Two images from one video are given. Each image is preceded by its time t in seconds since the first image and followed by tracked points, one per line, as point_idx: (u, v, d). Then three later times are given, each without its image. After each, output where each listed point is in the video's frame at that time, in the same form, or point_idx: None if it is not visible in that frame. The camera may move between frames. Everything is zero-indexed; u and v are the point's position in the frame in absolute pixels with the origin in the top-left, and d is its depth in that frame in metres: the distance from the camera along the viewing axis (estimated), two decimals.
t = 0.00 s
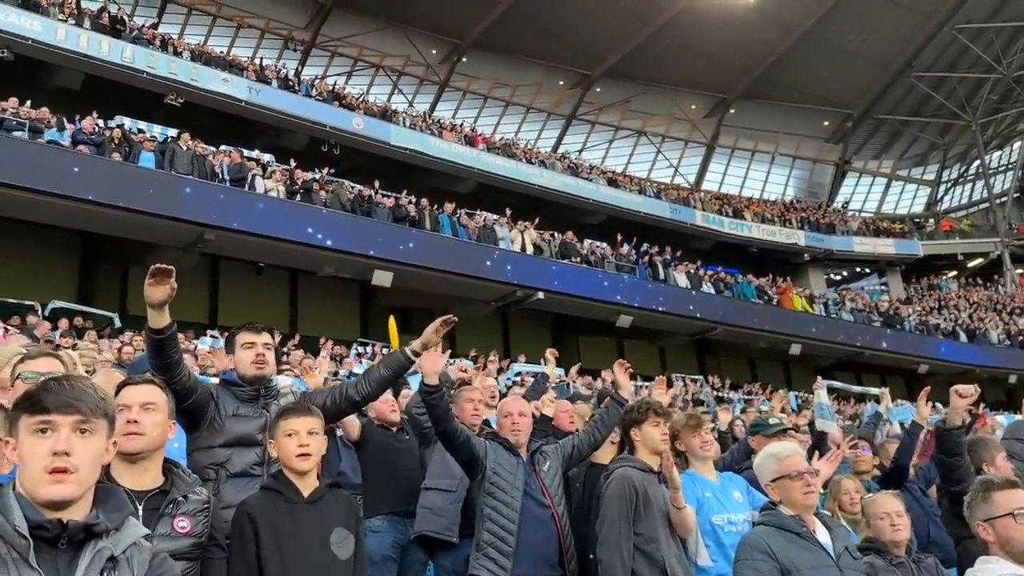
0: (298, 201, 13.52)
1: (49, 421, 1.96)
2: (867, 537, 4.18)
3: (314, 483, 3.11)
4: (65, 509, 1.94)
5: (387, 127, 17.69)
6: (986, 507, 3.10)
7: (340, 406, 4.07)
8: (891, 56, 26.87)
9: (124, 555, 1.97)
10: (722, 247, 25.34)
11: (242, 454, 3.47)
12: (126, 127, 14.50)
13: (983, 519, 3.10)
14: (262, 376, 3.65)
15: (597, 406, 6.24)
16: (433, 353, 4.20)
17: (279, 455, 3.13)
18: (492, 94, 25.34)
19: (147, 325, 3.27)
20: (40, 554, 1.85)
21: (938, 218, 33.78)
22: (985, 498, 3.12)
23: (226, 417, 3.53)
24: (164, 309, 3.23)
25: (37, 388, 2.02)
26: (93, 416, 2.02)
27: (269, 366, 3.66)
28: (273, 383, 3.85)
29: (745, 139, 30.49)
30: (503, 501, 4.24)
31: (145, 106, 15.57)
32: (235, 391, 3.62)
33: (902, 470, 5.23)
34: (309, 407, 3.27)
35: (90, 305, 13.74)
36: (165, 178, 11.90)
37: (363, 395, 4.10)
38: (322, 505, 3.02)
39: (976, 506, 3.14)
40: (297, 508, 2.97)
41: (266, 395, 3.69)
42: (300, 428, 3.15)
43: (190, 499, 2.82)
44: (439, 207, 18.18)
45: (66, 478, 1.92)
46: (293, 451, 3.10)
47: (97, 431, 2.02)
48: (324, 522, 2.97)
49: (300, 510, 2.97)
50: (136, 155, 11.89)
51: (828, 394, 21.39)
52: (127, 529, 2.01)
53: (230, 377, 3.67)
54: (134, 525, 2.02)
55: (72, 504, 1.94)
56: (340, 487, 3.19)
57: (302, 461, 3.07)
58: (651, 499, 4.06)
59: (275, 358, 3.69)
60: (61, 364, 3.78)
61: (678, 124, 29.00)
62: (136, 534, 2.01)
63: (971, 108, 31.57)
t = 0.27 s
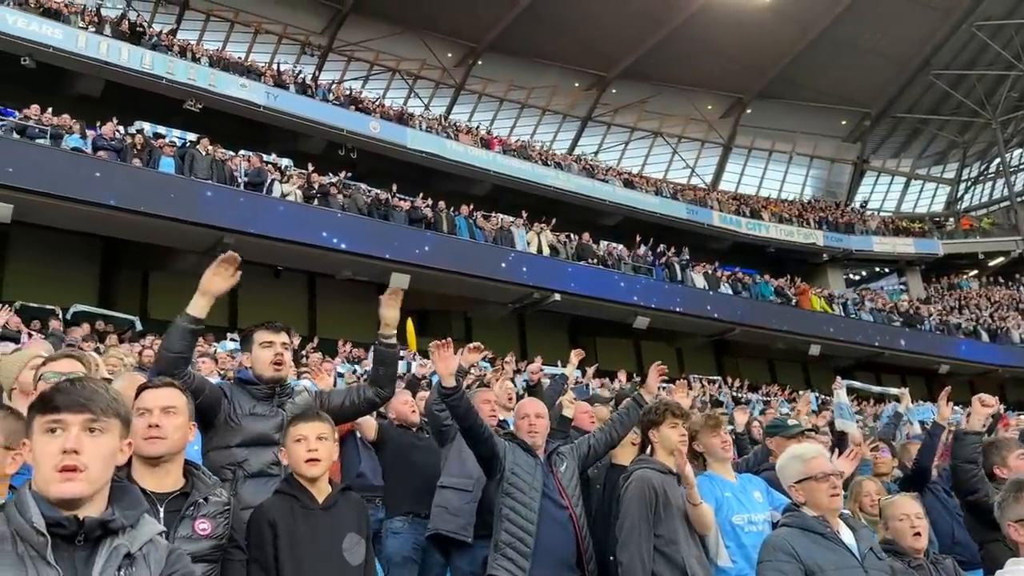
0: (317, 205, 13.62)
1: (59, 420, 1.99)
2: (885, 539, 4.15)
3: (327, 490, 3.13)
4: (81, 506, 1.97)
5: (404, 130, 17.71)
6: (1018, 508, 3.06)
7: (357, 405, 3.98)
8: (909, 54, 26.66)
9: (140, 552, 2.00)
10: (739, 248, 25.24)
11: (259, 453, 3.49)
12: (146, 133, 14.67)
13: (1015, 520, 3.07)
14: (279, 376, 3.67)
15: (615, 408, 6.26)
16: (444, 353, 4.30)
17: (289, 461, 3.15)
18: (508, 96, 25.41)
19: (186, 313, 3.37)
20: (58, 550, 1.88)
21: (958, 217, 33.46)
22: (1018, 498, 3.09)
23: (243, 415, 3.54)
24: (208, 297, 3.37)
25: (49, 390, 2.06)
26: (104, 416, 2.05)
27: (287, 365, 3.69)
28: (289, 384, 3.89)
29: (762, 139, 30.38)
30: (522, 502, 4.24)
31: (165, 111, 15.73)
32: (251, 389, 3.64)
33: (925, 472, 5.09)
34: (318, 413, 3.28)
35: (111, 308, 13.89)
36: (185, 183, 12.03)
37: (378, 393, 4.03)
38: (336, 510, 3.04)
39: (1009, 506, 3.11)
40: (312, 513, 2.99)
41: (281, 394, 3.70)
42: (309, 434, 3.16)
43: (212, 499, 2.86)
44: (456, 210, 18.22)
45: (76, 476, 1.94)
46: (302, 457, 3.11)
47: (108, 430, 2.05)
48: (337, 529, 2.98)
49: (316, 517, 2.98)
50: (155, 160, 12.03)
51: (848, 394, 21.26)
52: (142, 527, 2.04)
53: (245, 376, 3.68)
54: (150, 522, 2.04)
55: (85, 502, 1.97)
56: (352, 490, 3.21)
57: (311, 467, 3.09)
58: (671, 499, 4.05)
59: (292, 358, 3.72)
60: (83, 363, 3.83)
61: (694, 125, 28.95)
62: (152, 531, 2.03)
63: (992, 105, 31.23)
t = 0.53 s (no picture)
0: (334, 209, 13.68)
1: (76, 422, 1.99)
2: (907, 539, 4.12)
3: (349, 487, 3.15)
4: (102, 509, 1.96)
5: (420, 133, 17.78)
6: None
7: (376, 407, 3.95)
8: (929, 51, 26.39)
9: (162, 555, 1.99)
10: (757, 248, 25.08)
11: (281, 454, 3.51)
12: (166, 138, 14.78)
13: None
14: (302, 377, 3.70)
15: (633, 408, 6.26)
16: (459, 356, 4.24)
17: (308, 460, 3.15)
18: (524, 99, 25.46)
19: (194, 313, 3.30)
20: (80, 554, 1.88)
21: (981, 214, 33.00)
22: None
23: (265, 416, 3.56)
24: (224, 295, 3.33)
25: (67, 393, 2.06)
26: (121, 418, 2.04)
27: (309, 368, 3.72)
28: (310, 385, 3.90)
29: (781, 138, 30.20)
30: (540, 504, 4.22)
31: (184, 116, 15.84)
32: (274, 390, 3.66)
33: (950, 471, 5.00)
34: (336, 413, 3.27)
35: (133, 312, 14.02)
36: (205, 188, 12.11)
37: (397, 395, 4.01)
38: (358, 506, 3.07)
39: None
40: (335, 511, 3.00)
41: (303, 395, 3.72)
42: (328, 434, 3.15)
43: (231, 501, 2.85)
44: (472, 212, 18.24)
45: (92, 479, 1.93)
46: (322, 457, 3.12)
47: (125, 433, 2.03)
48: (362, 526, 3.01)
49: (338, 514, 3.00)
50: (176, 165, 12.12)
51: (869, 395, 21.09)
52: (164, 528, 2.03)
53: (268, 377, 3.71)
54: (172, 524, 2.03)
55: (105, 505, 1.96)
56: (373, 488, 3.24)
57: (331, 468, 3.09)
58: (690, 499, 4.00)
59: (315, 359, 3.76)
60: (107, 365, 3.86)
61: (712, 125, 28.87)
62: (174, 533, 2.02)
63: (1013, 102, 30.82)
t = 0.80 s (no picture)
0: (351, 212, 13.71)
1: (98, 426, 1.95)
2: (935, 542, 4.02)
3: (375, 487, 3.19)
4: (127, 510, 1.91)
5: (437, 135, 17.80)
6: None
7: (398, 409, 4.07)
8: (951, 47, 26.02)
9: (190, 558, 1.93)
10: (778, 247, 24.85)
11: (304, 457, 3.49)
12: (185, 142, 14.83)
13: None
14: (327, 382, 3.71)
15: (655, 410, 6.22)
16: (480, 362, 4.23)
17: (336, 463, 3.17)
18: (541, 99, 25.57)
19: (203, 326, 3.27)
20: (109, 557, 1.82)
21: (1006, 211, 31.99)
22: None
23: (290, 420, 3.54)
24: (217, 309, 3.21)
25: (88, 397, 2.02)
26: (142, 421, 2.00)
27: (334, 373, 3.73)
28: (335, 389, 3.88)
29: (801, 136, 29.95)
30: (561, 507, 4.15)
31: (203, 120, 15.91)
32: (300, 395, 3.65)
33: (980, 473, 4.91)
34: (361, 413, 3.27)
35: (153, 316, 14.10)
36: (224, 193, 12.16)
37: (422, 397, 4.09)
38: (386, 507, 3.13)
39: None
40: (363, 511, 3.05)
41: (329, 399, 3.70)
42: (355, 436, 3.16)
43: (252, 504, 2.78)
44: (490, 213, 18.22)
45: (115, 481, 1.88)
46: (349, 459, 3.13)
47: (148, 434, 1.99)
48: (391, 524, 3.07)
49: (368, 515, 3.05)
50: (195, 169, 12.19)
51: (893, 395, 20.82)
52: (190, 531, 1.97)
53: (293, 382, 3.70)
54: (198, 526, 1.98)
55: (131, 507, 1.91)
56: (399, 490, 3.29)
57: (359, 469, 3.12)
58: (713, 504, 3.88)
59: (340, 365, 3.77)
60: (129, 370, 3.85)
61: (731, 124, 28.76)
62: (201, 535, 1.97)
63: None
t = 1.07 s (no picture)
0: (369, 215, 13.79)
1: (131, 427, 1.96)
2: (961, 542, 4.00)
3: (401, 489, 3.17)
4: (162, 510, 1.93)
5: (454, 138, 17.90)
6: None
7: (426, 414, 4.10)
8: (972, 43, 25.74)
9: (222, 560, 1.96)
10: (797, 247, 24.71)
11: (331, 459, 3.53)
12: (206, 148, 15.00)
13: None
14: (354, 387, 3.75)
15: (674, 410, 6.25)
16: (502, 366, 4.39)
17: (365, 464, 3.17)
18: (558, 101, 25.81)
19: (240, 332, 3.33)
20: (145, 557, 1.85)
21: None
22: None
23: (318, 422, 3.59)
24: (255, 317, 3.28)
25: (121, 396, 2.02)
26: (175, 421, 1.99)
27: (360, 377, 3.77)
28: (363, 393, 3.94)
29: (821, 135, 29.78)
30: (582, 508, 4.15)
31: (224, 126, 16.09)
32: (329, 399, 3.71)
33: (1008, 471, 4.85)
34: (389, 414, 3.28)
35: (177, 320, 14.28)
36: (246, 198, 12.32)
37: (450, 404, 4.08)
38: (410, 510, 3.10)
39: None
40: (388, 512, 3.04)
41: (357, 404, 3.77)
42: (384, 436, 3.17)
43: (275, 505, 2.85)
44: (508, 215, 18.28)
45: (148, 482, 1.90)
46: (378, 459, 3.14)
47: (180, 435, 1.99)
48: (415, 526, 3.04)
49: (393, 517, 3.03)
50: (218, 175, 12.37)
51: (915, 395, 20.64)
52: (223, 533, 2.01)
53: (323, 387, 3.76)
54: (231, 529, 2.01)
55: (164, 508, 1.93)
56: (424, 492, 3.27)
57: (389, 471, 3.12)
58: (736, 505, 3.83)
59: (366, 370, 3.80)
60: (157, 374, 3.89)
61: (749, 123, 28.73)
62: (233, 538, 2.00)
63: None
